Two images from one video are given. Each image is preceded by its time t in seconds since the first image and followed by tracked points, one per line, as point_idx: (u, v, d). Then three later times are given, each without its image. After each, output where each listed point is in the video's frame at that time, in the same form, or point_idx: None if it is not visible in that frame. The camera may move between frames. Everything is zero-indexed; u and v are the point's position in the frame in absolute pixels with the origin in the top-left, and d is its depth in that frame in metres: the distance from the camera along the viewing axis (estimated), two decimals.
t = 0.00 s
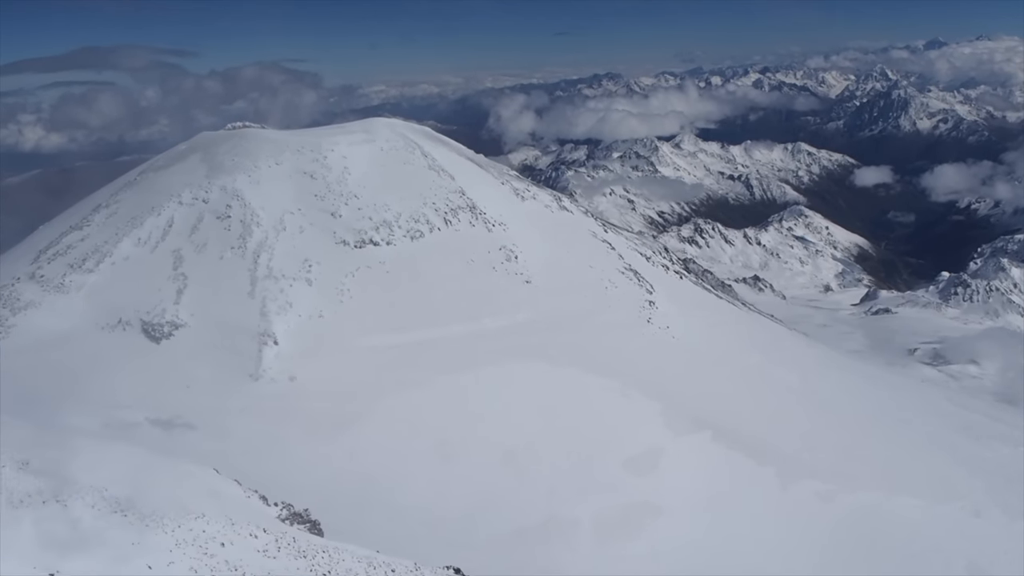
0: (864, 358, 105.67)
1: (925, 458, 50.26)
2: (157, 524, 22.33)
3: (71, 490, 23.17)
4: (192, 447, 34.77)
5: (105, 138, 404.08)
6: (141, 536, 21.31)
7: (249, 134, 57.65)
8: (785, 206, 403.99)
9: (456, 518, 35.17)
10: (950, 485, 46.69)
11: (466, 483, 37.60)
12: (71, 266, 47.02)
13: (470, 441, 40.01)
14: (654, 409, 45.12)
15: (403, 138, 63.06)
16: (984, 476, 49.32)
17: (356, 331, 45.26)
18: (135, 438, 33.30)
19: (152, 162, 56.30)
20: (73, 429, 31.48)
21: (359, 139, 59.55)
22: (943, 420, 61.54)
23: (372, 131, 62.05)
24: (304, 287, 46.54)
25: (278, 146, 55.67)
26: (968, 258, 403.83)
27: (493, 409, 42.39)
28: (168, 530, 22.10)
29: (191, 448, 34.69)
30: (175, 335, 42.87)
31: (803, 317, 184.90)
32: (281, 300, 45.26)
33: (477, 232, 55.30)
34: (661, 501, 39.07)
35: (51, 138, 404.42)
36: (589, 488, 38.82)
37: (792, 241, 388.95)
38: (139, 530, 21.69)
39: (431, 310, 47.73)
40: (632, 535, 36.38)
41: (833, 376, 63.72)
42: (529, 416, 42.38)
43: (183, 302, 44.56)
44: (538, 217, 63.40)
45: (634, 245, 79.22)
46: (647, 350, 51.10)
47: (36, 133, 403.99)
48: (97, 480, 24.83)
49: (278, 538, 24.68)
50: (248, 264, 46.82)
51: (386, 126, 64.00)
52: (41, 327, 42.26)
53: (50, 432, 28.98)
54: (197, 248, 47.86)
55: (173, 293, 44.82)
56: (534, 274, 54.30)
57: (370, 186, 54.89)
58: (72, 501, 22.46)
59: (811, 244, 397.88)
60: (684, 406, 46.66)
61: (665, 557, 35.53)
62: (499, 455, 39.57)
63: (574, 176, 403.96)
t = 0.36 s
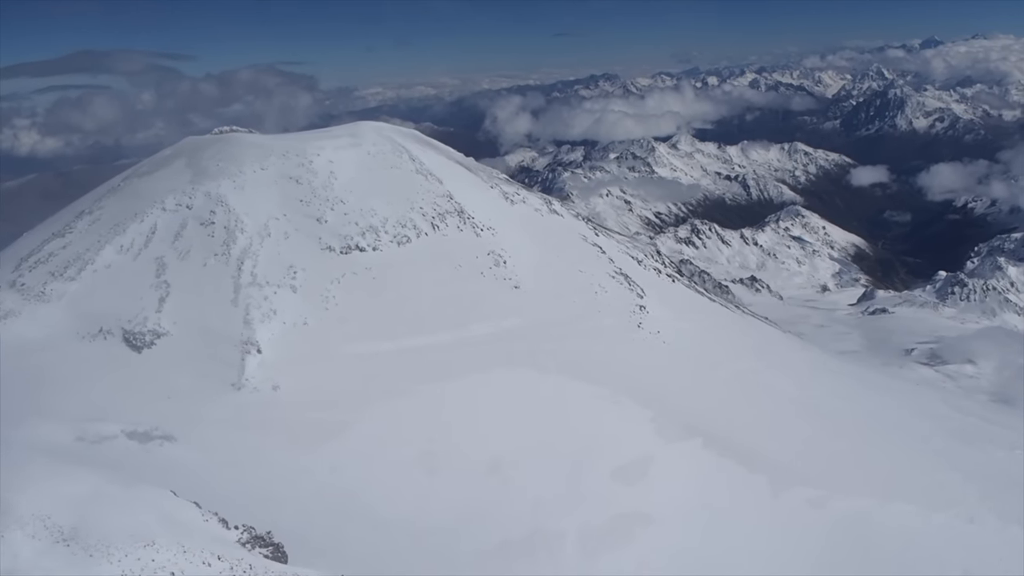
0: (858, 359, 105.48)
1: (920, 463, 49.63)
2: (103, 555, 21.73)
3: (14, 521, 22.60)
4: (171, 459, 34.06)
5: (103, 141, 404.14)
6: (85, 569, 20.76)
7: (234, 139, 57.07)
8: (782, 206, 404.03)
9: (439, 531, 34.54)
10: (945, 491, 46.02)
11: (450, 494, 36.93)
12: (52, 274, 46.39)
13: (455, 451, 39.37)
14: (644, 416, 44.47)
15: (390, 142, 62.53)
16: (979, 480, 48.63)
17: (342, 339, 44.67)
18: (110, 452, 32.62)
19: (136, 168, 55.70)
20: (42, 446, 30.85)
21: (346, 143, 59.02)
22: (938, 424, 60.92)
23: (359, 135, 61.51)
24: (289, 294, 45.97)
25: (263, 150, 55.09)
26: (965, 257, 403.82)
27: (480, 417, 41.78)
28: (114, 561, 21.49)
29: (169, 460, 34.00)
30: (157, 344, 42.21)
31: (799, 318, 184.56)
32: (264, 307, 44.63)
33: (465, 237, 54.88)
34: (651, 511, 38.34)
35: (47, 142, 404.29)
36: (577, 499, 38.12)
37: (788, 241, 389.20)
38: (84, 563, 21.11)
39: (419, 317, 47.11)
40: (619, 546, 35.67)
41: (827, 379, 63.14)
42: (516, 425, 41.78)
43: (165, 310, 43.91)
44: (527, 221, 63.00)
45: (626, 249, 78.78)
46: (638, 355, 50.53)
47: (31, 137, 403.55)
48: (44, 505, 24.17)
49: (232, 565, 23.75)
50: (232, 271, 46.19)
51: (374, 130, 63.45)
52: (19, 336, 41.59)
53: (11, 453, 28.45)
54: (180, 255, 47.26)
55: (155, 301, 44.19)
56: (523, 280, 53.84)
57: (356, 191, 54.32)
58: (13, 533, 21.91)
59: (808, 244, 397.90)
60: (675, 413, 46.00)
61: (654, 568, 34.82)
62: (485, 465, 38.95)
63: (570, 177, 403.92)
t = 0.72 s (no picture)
0: (853, 360, 105.07)
1: (914, 466, 48.99)
2: None
3: None
4: (149, 470, 33.37)
5: (98, 145, 403.92)
6: None
7: (218, 142, 56.43)
8: (778, 206, 404.09)
9: (420, 543, 33.83)
10: (941, 495, 45.24)
11: (434, 503, 36.24)
12: (31, 281, 45.64)
13: (440, 458, 38.66)
14: (634, 421, 43.76)
15: (377, 145, 61.95)
16: (974, 483, 47.95)
17: (326, 344, 43.98)
18: (84, 464, 31.78)
19: (119, 173, 55.00)
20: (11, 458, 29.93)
21: (331, 147, 58.43)
22: (932, 426, 60.35)
23: (345, 138, 60.93)
24: (272, 300, 45.30)
25: (247, 154, 54.44)
26: (962, 255, 403.73)
27: (466, 424, 41.09)
28: None
29: (148, 471, 33.36)
30: (137, 352, 41.47)
31: (795, 318, 184.31)
32: (247, 314, 43.93)
33: (451, 240, 54.45)
34: (639, 518, 37.45)
35: (43, 146, 404.32)
36: (564, 507, 37.35)
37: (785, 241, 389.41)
38: None
39: (404, 322, 46.43)
40: (607, 555, 34.76)
41: (821, 381, 62.50)
42: (502, 431, 41.13)
43: (146, 317, 43.19)
44: (516, 225, 62.54)
45: (617, 251, 78.30)
46: (627, 359, 49.94)
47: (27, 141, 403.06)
48: None
49: None
50: (215, 276, 45.48)
51: (360, 133, 62.82)
52: None
53: None
54: (161, 261, 46.58)
55: (135, 308, 43.49)
56: (510, 283, 53.36)
57: (341, 195, 53.68)
58: None
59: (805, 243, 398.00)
60: (665, 418, 45.29)
61: None
62: (469, 474, 38.30)
63: (566, 178, 403.99)
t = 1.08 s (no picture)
0: (847, 365, 104.42)
1: (906, 474, 48.39)
2: None
3: None
4: (122, 488, 32.55)
5: (93, 151, 404.30)
6: None
7: (202, 150, 55.81)
8: (774, 209, 404.14)
9: (401, 559, 32.99)
10: (933, 506, 44.60)
11: (416, 519, 35.47)
12: (9, 292, 44.87)
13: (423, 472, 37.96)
14: (621, 432, 43.15)
15: (362, 151, 61.41)
16: (966, 492, 47.29)
17: (309, 356, 43.30)
18: (53, 483, 31.04)
19: (101, 182, 54.32)
20: None
21: (316, 154, 57.87)
22: (925, 434, 59.71)
23: (331, 145, 60.41)
24: (254, 311, 44.60)
25: (230, 162, 53.80)
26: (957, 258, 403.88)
27: (450, 437, 40.42)
28: None
29: (121, 488, 32.56)
30: (114, 365, 40.67)
31: (789, 323, 184.04)
32: (228, 324, 43.16)
33: (437, 249, 53.99)
34: (627, 532, 36.61)
35: (37, 153, 403.87)
36: (549, 523, 36.53)
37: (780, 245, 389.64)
38: None
39: (389, 333, 45.79)
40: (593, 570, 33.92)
41: (813, 388, 61.95)
42: (487, 443, 40.46)
43: (125, 329, 42.41)
44: (503, 233, 62.21)
45: (607, 258, 77.88)
46: (615, 368, 49.41)
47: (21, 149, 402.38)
48: None
49: None
50: (195, 287, 44.75)
51: (346, 140, 62.24)
52: None
53: None
54: (142, 271, 45.83)
55: (114, 319, 42.73)
56: (497, 292, 52.94)
57: (325, 203, 53.07)
58: None
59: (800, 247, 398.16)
60: (652, 429, 44.64)
61: None
62: (453, 488, 37.64)
63: (561, 183, 403.92)
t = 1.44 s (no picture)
0: (842, 374, 103.50)
1: (899, 488, 47.57)
2: None
3: None
4: (93, 510, 31.47)
5: (87, 162, 404.28)
6: None
7: (185, 163, 55.30)
8: (769, 218, 404.21)
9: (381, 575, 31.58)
10: (926, 521, 43.71)
11: (399, 537, 34.32)
12: None
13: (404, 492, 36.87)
14: (608, 448, 42.38)
15: (347, 164, 61.05)
16: (960, 508, 46.48)
17: (292, 372, 42.55)
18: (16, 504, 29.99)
19: (83, 195, 53.74)
20: None
21: (300, 166, 57.46)
22: (920, 446, 58.85)
23: (316, 157, 60.06)
24: (235, 326, 43.94)
25: (213, 175, 53.26)
26: (953, 265, 403.90)
27: (433, 453, 39.52)
28: None
29: (92, 510, 31.37)
30: (92, 382, 39.85)
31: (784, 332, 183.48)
32: (208, 340, 42.43)
33: (422, 261, 53.68)
34: (614, 549, 35.45)
35: (32, 164, 403.95)
36: (533, 540, 35.46)
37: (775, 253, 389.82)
38: None
39: (372, 348, 45.10)
40: None
41: (806, 400, 61.21)
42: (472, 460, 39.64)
43: (103, 344, 41.66)
44: (490, 246, 62.01)
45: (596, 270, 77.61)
46: (602, 383, 48.81)
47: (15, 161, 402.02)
48: None
49: None
50: (176, 302, 44.04)
51: (331, 152, 62.03)
52: None
53: None
54: (122, 286, 45.21)
55: (93, 335, 42.03)
56: (483, 306, 52.53)
57: (309, 216, 52.60)
58: None
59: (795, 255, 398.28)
60: (641, 444, 43.78)
61: None
62: (436, 506, 36.49)
63: (556, 192, 403.95)
